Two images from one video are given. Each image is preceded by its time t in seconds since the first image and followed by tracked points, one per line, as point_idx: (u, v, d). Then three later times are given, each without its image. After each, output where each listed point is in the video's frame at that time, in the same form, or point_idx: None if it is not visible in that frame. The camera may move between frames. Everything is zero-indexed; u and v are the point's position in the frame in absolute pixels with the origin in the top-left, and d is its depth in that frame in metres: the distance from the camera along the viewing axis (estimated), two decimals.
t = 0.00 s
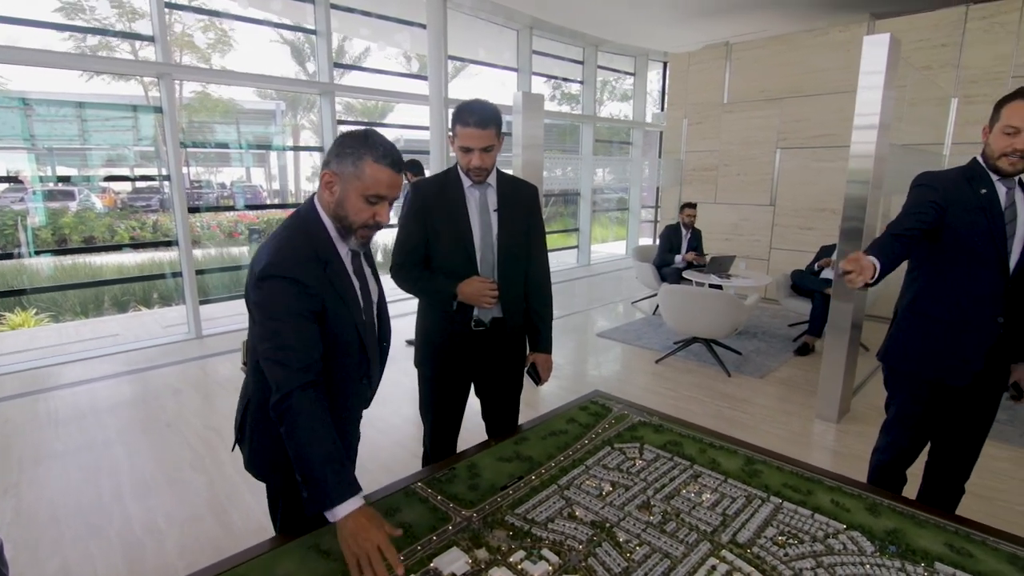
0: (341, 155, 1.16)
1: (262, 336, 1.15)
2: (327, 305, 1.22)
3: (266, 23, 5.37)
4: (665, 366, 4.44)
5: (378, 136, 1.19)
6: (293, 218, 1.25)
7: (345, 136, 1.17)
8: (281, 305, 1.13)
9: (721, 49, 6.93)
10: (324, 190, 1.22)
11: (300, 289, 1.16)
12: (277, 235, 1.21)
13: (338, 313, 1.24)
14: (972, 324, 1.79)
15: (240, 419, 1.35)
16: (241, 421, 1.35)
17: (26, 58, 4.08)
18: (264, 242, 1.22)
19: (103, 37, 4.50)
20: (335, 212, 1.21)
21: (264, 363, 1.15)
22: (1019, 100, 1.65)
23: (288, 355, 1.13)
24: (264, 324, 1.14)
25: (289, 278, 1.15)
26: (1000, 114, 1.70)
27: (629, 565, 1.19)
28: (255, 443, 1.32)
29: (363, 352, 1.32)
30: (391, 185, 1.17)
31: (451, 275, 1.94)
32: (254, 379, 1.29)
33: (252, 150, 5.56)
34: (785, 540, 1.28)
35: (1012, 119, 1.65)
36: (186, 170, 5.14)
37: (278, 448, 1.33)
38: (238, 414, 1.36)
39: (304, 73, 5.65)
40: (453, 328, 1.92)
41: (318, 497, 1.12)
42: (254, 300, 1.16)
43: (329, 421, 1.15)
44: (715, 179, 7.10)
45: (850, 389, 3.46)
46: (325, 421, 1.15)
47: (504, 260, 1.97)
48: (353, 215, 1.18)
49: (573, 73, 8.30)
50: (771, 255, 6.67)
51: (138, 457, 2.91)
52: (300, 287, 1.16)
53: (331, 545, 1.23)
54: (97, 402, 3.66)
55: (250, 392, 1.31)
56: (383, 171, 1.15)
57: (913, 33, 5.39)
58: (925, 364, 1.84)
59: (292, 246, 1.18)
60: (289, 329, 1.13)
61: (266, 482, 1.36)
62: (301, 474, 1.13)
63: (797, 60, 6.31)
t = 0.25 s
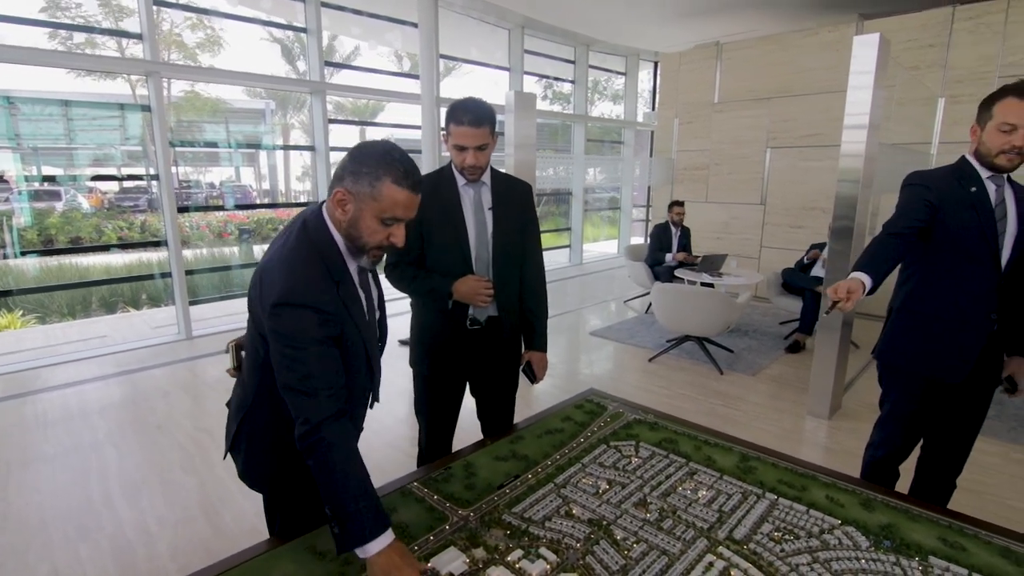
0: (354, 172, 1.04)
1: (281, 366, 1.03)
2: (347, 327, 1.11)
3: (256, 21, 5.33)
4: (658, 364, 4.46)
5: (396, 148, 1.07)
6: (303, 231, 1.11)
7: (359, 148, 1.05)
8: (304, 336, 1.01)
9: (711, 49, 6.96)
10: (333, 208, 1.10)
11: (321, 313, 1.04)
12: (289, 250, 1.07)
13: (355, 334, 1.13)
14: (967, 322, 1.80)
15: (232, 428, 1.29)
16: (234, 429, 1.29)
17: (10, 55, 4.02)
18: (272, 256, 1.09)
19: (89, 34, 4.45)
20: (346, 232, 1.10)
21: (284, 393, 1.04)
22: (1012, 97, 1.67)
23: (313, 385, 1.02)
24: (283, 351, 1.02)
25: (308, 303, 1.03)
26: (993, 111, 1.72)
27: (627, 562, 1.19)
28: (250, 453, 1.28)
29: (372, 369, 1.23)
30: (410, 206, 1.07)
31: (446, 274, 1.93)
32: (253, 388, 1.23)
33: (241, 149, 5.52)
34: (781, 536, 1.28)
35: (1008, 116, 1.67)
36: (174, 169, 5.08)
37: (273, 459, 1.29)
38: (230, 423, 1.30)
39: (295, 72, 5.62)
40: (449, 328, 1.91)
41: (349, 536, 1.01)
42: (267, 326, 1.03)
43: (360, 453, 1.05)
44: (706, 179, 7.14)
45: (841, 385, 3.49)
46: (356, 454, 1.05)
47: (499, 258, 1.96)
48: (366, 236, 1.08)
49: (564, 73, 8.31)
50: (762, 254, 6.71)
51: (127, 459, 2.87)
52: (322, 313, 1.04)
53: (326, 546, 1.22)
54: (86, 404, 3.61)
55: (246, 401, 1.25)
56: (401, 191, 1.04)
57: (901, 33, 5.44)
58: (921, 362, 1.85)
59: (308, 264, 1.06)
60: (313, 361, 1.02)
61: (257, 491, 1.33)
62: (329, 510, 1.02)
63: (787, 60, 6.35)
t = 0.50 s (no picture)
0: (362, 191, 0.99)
1: (289, 389, 0.98)
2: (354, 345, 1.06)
3: (244, 19, 5.28)
4: (650, 363, 4.47)
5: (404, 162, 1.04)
6: (306, 247, 1.05)
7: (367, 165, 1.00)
8: (315, 357, 0.97)
9: (702, 49, 6.99)
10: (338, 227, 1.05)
11: (330, 334, 0.99)
12: (293, 268, 1.02)
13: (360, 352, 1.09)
14: (959, 320, 1.82)
15: (222, 435, 1.25)
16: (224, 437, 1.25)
17: None
18: (274, 273, 1.03)
19: (74, 31, 4.40)
20: (352, 250, 1.05)
21: (291, 415, 0.99)
22: (1005, 95, 1.70)
23: (324, 409, 0.97)
24: (290, 374, 0.97)
25: (318, 324, 0.98)
26: (988, 111, 1.73)
27: (622, 561, 1.19)
28: (240, 464, 1.25)
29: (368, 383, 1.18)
30: (421, 223, 1.03)
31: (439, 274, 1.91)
32: (247, 396, 1.19)
33: (230, 149, 5.47)
34: (775, 534, 1.29)
35: (1008, 112, 1.69)
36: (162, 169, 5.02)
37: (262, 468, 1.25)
38: (219, 430, 1.26)
39: (284, 71, 5.57)
40: (442, 328, 1.90)
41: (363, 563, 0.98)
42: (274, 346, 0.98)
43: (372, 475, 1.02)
44: (697, 178, 7.17)
45: (832, 383, 3.51)
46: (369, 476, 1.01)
47: (492, 257, 1.95)
48: (375, 254, 1.03)
49: (555, 72, 8.31)
50: (752, 252, 6.75)
51: (115, 463, 2.83)
52: (332, 332, 1.00)
53: (319, 549, 1.21)
54: (73, 407, 3.56)
55: (238, 409, 1.21)
56: (413, 208, 1.01)
57: (889, 34, 5.49)
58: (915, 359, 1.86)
59: (314, 283, 1.00)
60: (324, 383, 0.98)
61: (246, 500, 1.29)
62: (342, 535, 0.99)
63: (776, 60, 6.39)
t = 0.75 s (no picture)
0: (382, 214, 0.98)
1: (293, 401, 0.95)
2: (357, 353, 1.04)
3: (238, 18, 5.26)
4: (645, 362, 4.48)
5: (396, 161, 1.01)
6: (308, 255, 1.02)
7: (371, 182, 0.97)
8: (321, 368, 0.94)
9: (696, 49, 7.01)
10: (354, 246, 1.03)
11: (335, 343, 0.96)
12: (294, 275, 0.99)
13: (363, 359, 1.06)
14: (952, 318, 1.83)
15: (215, 439, 1.23)
16: (218, 442, 1.23)
17: None
18: (276, 283, 1.00)
19: (66, 30, 4.36)
20: (379, 256, 1.08)
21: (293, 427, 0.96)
22: (981, 96, 1.71)
23: (327, 422, 0.94)
24: (294, 387, 0.94)
25: (324, 334, 0.96)
26: (966, 108, 1.77)
27: (619, 559, 1.19)
28: (234, 470, 1.23)
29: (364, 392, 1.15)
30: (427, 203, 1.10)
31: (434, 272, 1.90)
32: (242, 403, 1.17)
33: (224, 149, 5.44)
34: (770, 530, 1.29)
35: (976, 114, 1.73)
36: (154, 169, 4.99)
37: (255, 475, 1.23)
38: (213, 433, 1.24)
39: (278, 70, 5.55)
40: (439, 326, 1.90)
41: None
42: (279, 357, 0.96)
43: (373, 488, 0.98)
44: (691, 178, 7.19)
45: (826, 381, 3.53)
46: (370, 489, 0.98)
47: (489, 255, 1.95)
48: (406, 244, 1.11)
49: (550, 72, 8.32)
50: (747, 252, 6.77)
51: (108, 464, 2.81)
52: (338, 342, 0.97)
53: (313, 549, 1.20)
54: (65, 409, 3.53)
55: (233, 415, 1.19)
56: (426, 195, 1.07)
57: (881, 34, 5.52)
58: (907, 357, 1.87)
59: (317, 293, 0.97)
60: (330, 394, 0.95)
61: (237, 505, 1.26)
62: (341, 548, 0.95)
63: (770, 60, 6.42)
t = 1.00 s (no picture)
0: (383, 209, 0.98)
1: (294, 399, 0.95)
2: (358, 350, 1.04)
3: (228, 16, 5.23)
4: (637, 360, 4.50)
5: (392, 156, 1.02)
6: (306, 253, 1.02)
7: (370, 178, 0.97)
8: (323, 365, 0.94)
9: (686, 50, 7.05)
10: (353, 242, 1.03)
11: (336, 340, 0.96)
12: (294, 273, 0.99)
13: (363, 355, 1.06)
14: (930, 316, 1.87)
15: (210, 437, 1.23)
16: (213, 439, 1.23)
17: None
18: (274, 281, 1.00)
19: (53, 28, 4.33)
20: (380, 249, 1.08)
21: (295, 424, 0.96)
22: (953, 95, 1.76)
23: (328, 418, 0.94)
24: (295, 385, 0.94)
25: (325, 331, 0.96)
26: (935, 109, 1.82)
27: (615, 551, 1.20)
28: (231, 467, 1.22)
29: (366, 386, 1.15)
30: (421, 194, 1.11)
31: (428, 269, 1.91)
32: (239, 401, 1.17)
33: (213, 148, 5.40)
34: (762, 521, 1.31)
35: (947, 114, 1.78)
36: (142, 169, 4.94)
37: (251, 472, 1.23)
38: (208, 431, 1.24)
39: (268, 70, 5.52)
40: (432, 323, 1.91)
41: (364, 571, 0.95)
42: (280, 354, 0.96)
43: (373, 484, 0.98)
44: (682, 178, 7.24)
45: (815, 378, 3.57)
46: (370, 485, 0.98)
47: (482, 251, 1.96)
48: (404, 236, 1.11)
49: (541, 73, 8.34)
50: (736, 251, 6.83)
51: (97, 465, 2.79)
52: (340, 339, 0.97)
53: (310, 543, 1.20)
54: (53, 410, 3.49)
55: (229, 412, 1.19)
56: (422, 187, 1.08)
57: (868, 36, 5.59)
58: (886, 354, 1.91)
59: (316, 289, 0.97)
60: (332, 391, 0.95)
61: (232, 502, 1.26)
62: (342, 543, 0.95)
63: (759, 61, 6.48)
